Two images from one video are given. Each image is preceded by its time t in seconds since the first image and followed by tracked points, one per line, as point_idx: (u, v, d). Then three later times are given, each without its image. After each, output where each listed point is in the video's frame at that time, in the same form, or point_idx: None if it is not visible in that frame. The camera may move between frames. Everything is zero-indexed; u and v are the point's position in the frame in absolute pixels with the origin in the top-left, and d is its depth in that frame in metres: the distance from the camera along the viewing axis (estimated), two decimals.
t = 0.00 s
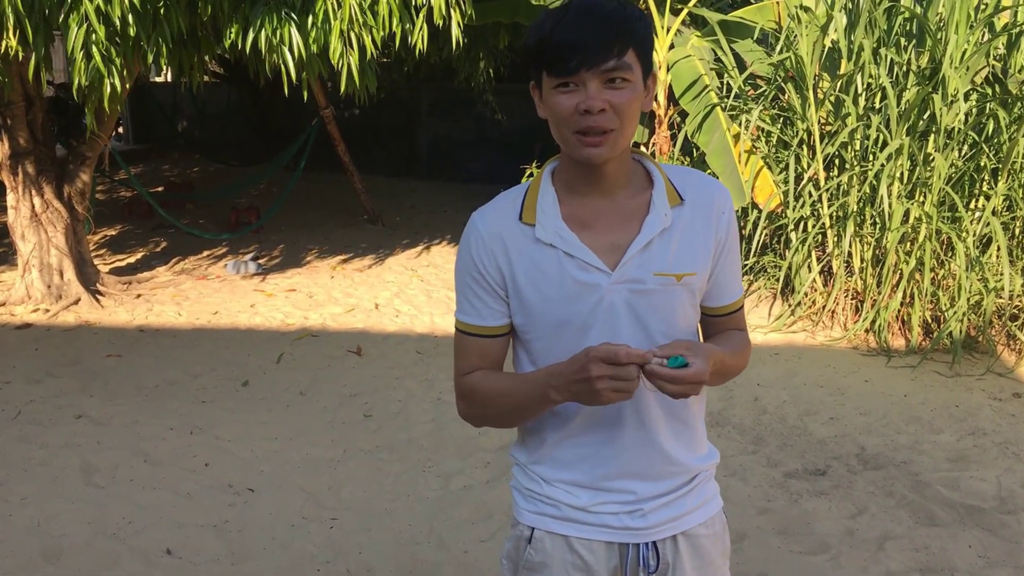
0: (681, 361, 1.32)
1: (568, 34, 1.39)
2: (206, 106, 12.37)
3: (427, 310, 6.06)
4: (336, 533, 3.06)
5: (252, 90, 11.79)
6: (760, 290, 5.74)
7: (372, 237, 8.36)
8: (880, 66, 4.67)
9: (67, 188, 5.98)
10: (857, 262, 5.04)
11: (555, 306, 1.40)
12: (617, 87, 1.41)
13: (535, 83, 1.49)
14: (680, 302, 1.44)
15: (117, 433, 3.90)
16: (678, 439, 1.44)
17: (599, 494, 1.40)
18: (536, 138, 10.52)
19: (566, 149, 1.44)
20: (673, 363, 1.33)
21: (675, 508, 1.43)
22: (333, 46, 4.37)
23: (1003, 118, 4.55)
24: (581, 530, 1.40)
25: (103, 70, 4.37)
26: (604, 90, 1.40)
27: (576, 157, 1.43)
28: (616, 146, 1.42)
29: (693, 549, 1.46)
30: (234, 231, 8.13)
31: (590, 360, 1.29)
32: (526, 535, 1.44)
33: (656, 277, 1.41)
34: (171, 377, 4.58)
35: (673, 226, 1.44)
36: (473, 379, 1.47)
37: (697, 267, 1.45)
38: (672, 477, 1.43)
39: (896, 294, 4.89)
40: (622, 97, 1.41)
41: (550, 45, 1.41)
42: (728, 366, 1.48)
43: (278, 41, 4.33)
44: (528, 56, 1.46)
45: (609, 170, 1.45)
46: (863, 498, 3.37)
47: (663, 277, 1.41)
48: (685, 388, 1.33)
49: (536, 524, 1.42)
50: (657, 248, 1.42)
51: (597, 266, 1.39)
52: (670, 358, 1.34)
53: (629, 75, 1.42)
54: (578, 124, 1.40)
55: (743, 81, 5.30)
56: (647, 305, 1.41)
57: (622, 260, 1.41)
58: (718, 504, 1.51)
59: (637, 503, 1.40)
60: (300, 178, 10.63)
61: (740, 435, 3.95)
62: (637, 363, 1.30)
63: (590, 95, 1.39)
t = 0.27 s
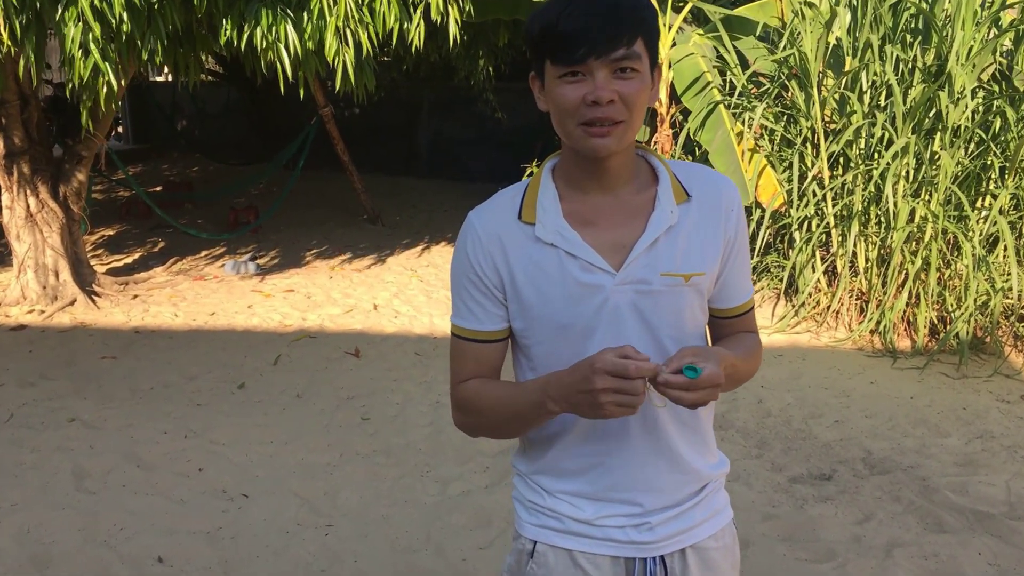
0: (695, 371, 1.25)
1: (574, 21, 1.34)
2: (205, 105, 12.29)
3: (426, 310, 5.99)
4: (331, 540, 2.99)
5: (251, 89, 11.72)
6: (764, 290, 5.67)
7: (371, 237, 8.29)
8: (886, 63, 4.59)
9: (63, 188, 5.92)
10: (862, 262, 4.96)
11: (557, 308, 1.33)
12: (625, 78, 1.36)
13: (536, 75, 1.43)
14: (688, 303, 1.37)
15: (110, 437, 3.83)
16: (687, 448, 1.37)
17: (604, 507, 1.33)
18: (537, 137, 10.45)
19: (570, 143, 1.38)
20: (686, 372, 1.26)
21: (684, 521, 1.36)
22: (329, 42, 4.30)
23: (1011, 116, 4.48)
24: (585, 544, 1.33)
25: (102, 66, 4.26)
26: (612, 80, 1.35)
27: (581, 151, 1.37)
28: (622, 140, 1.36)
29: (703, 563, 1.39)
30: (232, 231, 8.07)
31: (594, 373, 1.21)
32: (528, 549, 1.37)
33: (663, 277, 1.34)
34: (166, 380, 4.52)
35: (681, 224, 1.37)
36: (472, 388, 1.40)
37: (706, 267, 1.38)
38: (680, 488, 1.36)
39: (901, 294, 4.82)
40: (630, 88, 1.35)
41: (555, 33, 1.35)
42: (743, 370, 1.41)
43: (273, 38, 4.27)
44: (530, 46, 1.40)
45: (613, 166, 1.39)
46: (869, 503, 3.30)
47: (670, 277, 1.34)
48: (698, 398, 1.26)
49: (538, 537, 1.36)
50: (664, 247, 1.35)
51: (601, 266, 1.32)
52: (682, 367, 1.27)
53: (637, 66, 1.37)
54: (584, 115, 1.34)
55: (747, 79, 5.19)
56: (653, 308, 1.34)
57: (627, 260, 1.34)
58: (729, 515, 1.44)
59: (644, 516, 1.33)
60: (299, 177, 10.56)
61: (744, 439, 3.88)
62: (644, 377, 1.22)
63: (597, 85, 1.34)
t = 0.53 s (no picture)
0: (722, 400, 1.14)
1: (589, 17, 1.25)
2: (203, 104, 12.20)
3: (425, 313, 5.90)
4: (326, 554, 2.90)
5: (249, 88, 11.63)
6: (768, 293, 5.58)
7: (370, 237, 8.20)
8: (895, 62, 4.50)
9: (56, 189, 5.82)
10: (868, 265, 4.88)
11: (568, 326, 1.22)
12: (642, 78, 1.27)
13: (546, 76, 1.34)
14: (708, 321, 1.27)
15: (101, 445, 3.74)
16: (708, 477, 1.28)
17: (619, 540, 1.24)
18: (537, 136, 10.36)
19: (581, 146, 1.28)
20: (712, 402, 1.14)
21: (703, 555, 1.27)
22: (325, 41, 4.21)
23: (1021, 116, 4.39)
24: None
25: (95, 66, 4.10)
26: (627, 80, 1.26)
27: (592, 156, 1.28)
28: (637, 144, 1.27)
29: None
30: (230, 231, 7.98)
31: (612, 399, 1.10)
32: None
33: (682, 292, 1.24)
34: (159, 385, 4.43)
35: (699, 235, 1.27)
36: (478, 411, 1.29)
37: (726, 281, 1.28)
38: (700, 520, 1.27)
39: (909, 298, 4.73)
40: (646, 89, 1.27)
41: (568, 29, 1.26)
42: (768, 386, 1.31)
43: (268, 37, 4.18)
44: (541, 44, 1.31)
45: (627, 172, 1.29)
46: (880, 516, 3.21)
47: (689, 292, 1.24)
48: (726, 426, 1.15)
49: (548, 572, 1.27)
50: (682, 260, 1.25)
51: (615, 281, 1.22)
52: (706, 394, 1.16)
53: (655, 65, 1.28)
54: (596, 117, 1.25)
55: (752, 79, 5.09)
56: (672, 326, 1.24)
57: (643, 274, 1.24)
58: (749, 546, 1.36)
59: (661, 550, 1.25)
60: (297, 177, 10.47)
61: (750, 448, 3.79)
62: (667, 406, 1.11)
63: (611, 84, 1.25)
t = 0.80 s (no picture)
0: (750, 428, 1.08)
1: (615, 17, 1.14)
2: (200, 104, 12.10)
3: (424, 318, 5.82)
4: (322, 572, 2.82)
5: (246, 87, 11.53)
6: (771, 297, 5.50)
7: (368, 239, 8.11)
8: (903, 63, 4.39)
9: (49, 191, 5.74)
10: (875, 269, 4.80)
11: (583, 355, 1.13)
12: (669, 85, 1.16)
13: (562, 79, 1.23)
14: (731, 350, 1.17)
15: (93, 456, 3.66)
16: (729, 515, 1.21)
17: None
18: (537, 137, 10.27)
19: (600, 158, 1.17)
20: (738, 431, 1.08)
21: None
22: (322, 42, 4.12)
23: None
24: None
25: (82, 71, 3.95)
26: (655, 87, 1.15)
27: (611, 168, 1.17)
28: (662, 158, 1.16)
29: None
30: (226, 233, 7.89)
31: (629, 442, 1.04)
32: None
33: (704, 318, 1.15)
34: (153, 393, 4.34)
35: (722, 257, 1.18)
36: (484, 443, 1.19)
37: (751, 306, 1.19)
38: (721, 560, 1.21)
39: (916, 303, 4.65)
40: (675, 97, 1.16)
41: (592, 30, 1.15)
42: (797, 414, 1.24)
43: (263, 38, 4.08)
44: (560, 45, 1.20)
45: (647, 187, 1.19)
46: (891, 530, 3.13)
47: (712, 319, 1.15)
48: (757, 459, 1.08)
49: None
50: (704, 284, 1.16)
51: (634, 307, 1.12)
52: (731, 425, 1.09)
53: (684, 73, 1.17)
54: (620, 124, 1.13)
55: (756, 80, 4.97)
56: (693, 355, 1.15)
57: (662, 299, 1.14)
58: None
59: None
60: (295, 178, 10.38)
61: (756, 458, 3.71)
62: (689, 449, 1.04)
63: (638, 90, 1.14)
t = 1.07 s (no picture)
0: (753, 458, 1.04)
1: (614, 20, 1.10)
2: (194, 107, 12.04)
3: (419, 322, 5.76)
4: None
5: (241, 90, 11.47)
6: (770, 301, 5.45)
7: (363, 243, 8.05)
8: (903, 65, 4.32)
9: (40, 195, 5.70)
10: (874, 273, 4.75)
11: (578, 372, 1.09)
12: (670, 89, 1.12)
13: (556, 84, 1.19)
14: (734, 363, 1.13)
15: (81, 465, 3.59)
16: (733, 538, 1.16)
17: None
18: (533, 139, 10.22)
19: (596, 166, 1.13)
20: (739, 459, 1.04)
21: None
22: (314, 44, 4.05)
23: None
24: None
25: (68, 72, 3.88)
26: (656, 91, 1.11)
27: (608, 177, 1.13)
28: (662, 165, 1.12)
29: None
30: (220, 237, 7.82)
31: (624, 463, 0.99)
32: None
33: (704, 331, 1.10)
34: (143, 400, 4.28)
35: (723, 266, 1.14)
36: (475, 465, 1.15)
37: (755, 317, 1.14)
38: None
39: (915, 307, 4.60)
40: (675, 101, 1.12)
41: (587, 33, 1.11)
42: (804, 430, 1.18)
43: (255, 40, 4.01)
44: (554, 49, 1.16)
45: (645, 197, 1.15)
46: (892, 539, 3.08)
47: (713, 331, 1.11)
48: (756, 487, 1.03)
49: None
50: (703, 295, 1.12)
51: (629, 320, 1.08)
52: (734, 450, 1.05)
53: (686, 75, 1.13)
54: (619, 130, 1.09)
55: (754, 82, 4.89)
56: (693, 369, 1.11)
57: (660, 312, 1.10)
58: None
59: None
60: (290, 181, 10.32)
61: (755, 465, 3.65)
62: (687, 470, 0.99)
63: (638, 95, 1.10)
